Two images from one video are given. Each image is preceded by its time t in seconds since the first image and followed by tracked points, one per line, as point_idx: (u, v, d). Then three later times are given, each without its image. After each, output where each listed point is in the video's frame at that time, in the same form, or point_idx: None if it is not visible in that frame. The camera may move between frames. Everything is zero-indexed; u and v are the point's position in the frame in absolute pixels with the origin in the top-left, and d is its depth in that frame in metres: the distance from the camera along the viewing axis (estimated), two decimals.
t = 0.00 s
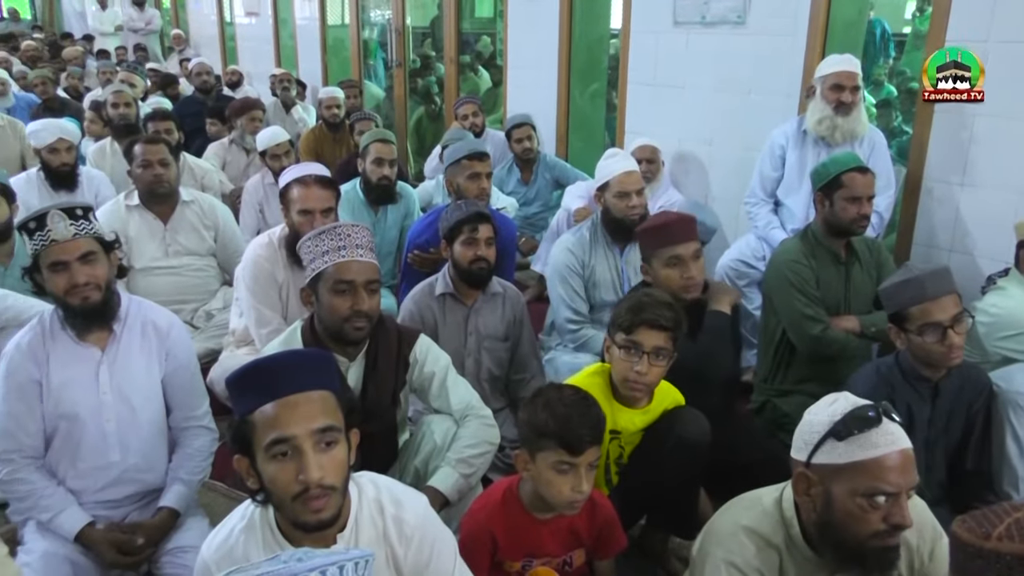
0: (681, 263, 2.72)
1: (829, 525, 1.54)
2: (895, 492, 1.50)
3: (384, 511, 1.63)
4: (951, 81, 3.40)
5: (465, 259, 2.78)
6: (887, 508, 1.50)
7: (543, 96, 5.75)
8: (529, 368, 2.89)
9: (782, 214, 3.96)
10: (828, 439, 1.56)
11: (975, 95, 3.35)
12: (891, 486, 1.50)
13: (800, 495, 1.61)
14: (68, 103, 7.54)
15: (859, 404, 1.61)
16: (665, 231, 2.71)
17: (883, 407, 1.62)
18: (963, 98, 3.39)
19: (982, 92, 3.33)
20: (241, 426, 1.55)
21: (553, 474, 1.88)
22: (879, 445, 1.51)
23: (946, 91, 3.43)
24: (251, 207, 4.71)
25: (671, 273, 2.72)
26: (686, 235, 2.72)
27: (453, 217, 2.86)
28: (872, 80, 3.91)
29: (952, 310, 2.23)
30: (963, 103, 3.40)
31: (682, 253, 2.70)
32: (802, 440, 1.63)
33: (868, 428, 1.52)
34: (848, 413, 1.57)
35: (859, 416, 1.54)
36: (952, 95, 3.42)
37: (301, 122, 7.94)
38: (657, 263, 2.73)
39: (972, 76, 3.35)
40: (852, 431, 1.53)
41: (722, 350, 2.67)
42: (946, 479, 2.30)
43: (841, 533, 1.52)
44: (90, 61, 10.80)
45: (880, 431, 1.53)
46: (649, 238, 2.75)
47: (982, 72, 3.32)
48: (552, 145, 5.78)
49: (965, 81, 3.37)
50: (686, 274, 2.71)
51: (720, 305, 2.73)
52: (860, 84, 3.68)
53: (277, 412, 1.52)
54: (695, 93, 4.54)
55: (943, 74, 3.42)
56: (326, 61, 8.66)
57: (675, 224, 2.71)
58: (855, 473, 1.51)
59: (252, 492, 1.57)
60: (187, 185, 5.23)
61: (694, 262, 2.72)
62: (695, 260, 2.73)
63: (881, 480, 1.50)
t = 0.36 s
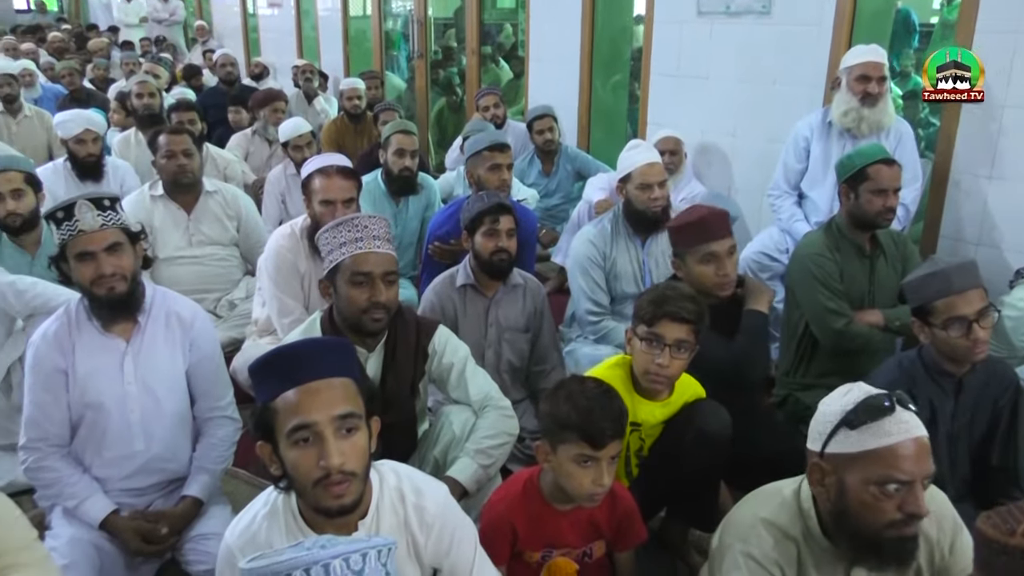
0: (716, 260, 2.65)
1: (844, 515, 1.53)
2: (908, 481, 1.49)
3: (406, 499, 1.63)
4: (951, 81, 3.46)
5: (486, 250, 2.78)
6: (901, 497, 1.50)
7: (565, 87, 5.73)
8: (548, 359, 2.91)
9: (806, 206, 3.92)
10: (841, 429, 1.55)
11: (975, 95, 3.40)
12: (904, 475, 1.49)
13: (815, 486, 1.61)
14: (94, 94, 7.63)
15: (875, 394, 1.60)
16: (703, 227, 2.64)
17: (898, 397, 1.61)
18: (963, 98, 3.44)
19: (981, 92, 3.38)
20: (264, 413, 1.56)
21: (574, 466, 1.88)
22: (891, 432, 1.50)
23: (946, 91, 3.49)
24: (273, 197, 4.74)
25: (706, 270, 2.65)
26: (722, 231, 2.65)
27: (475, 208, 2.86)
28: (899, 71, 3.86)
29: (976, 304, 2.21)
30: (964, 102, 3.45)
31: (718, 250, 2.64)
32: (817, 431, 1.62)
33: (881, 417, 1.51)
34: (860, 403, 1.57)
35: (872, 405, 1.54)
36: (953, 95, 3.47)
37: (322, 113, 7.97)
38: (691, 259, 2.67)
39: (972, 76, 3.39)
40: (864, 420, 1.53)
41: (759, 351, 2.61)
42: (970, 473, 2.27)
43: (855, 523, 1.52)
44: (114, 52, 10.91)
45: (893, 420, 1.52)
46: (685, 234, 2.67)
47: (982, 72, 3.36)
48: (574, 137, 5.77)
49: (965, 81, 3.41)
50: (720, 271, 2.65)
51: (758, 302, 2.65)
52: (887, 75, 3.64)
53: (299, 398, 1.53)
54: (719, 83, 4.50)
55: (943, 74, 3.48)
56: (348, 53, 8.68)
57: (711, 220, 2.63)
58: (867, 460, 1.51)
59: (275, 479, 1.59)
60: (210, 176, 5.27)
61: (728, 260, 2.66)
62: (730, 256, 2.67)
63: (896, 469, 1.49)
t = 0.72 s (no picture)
0: (719, 237, 2.68)
1: (885, 505, 1.52)
2: (952, 470, 1.48)
3: (430, 487, 1.64)
4: (953, 80, 3.61)
5: (510, 239, 2.78)
6: (946, 486, 1.48)
7: (590, 76, 5.70)
8: (573, 348, 2.92)
9: (833, 196, 3.88)
10: (885, 417, 1.54)
11: (974, 94, 3.52)
12: (949, 464, 1.48)
13: (854, 474, 1.60)
14: (123, 83, 7.71)
15: (915, 382, 1.59)
16: (709, 205, 2.66)
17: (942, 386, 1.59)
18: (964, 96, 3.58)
19: (980, 91, 3.49)
20: (290, 398, 1.57)
21: (598, 459, 1.88)
22: (936, 421, 1.49)
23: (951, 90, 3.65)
24: (299, 186, 4.77)
25: (708, 246, 2.68)
26: (727, 210, 2.67)
27: (499, 197, 2.86)
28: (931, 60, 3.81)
29: (1007, 296, 2.17)
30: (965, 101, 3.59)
31: (721, 227, 2.66)
32: (856, 419, 1.61)
33: (925, 405, 1.50)
34: (902, 392, 1.55)
35: (916, 395, 1.52)
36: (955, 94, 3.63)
37: (347, 102, 8.00)
38: (695, 235, 2.69)
39: (971, 76, 3.52)
40: (908, 408, 1.51)
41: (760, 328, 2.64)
42: (1003, 468, 2.23)
43: (898, 515, 1.50)
44: (143, 41, 11.02)
45: (937, 409, 1.51)
46: (690, 210, 2.70)
47: (981, 72, 3.48)
48: (599, 126, 5.74)
49: (965, 80, 3.56)
50: (722, 248, 2.67)
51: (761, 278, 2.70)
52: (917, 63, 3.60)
53: (324, 383, 1.54)
54: (746, 72, 4.46)
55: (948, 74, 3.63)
56: (373, 42, 8.71)
57: (717, 200, 2.66)
58: (911, 451, 1.50)
59: (301, 464, 1.60)
60: (237, 164, 5.31)
61: (732, 237, 2.68)
62: (734, 235, 2.69)
63: (939, 458, 1.48)
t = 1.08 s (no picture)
0: (735, 230, 2.64)
1: (918, 495, 1.51)
2: (988, 459, 1.47)
3: (449, 475, 1.65)
4: (951, 81, 3.56)
5: (534, 234, 2.78)
6: (981, 476, 1.48)
7: (615, 70, 5.67)
8: (596, 344, 2.91)
9: (860, 192, 3.84)
10: (919, 405, 1.53)
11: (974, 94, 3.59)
12: (984, 453, 1.47)
13: (886, 466, 1.58)
14: (151, 78, 7.79)
15: (948, 373, 1.59)
16: (726, 195, 2.62)
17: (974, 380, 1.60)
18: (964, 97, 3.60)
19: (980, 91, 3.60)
20: (312, 385, 1.58)
21: (620, 456, 1.87)
22: (971, 410, 1.49)
23: (947, 91, 3.57)
24: (323, 180, 4.80)
25: (724, 239, 2.65)
26: (745, 203, 2.63)
27: (524, 192, 2.85)
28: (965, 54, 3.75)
29: None
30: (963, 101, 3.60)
31: (737, 220, 2.62)
32: (888, 410, 1.60)
33: (959, 395, 1.50)
34: (934, 383, 1.55)
35: (950, 384, 1.52)
36: (953, 95, 3.59)
37: (372, 97, 8.02)
38: (711, 225, 2.67)
39: (972, 76, 3.57)
40: (944, 397, 1.51)
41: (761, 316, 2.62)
42: None
43: (930, 503, 1.49)
44: (171, 36, 11.13)
45: (971, 399, 1.50)
46: (707, 199, 2.67)
47: (981, 73, 3.57)
48: (623, 122, 5.71)
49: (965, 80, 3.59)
50: (738, 240, 2.64)
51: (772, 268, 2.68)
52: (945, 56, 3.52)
53: (347, 369, 1.55)
54: (772, 67, 4.41)
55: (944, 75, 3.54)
56: (397, 37, 8.73)
57: (739, 189, 2.61)
58: (945, 439, 1.49)
59: (321, 452, 1.61)
60: (262, 158, 5.35)
61: (747, 231, 2.64)
62: (749, 228, 2.65)
63: (974, 446, 1.47)
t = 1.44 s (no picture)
0: (780, 244, 2.62)
1: (942, 498, 1.50)
2: (1014, 462, 1.45)
3: (471, 466, 1.65)
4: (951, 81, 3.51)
5: (560, 238, 2.77)
6: (1006, 478, 1.46)
7: (642, 73, 5.65)
8: (621, 347, 2.89)
9: (892, 196, 3.80)
10: (942, 408, 1.52)
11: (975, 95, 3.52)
12: (1009, 456, 1.45)
13: (910, 469, 1.57)
14: (182, 80, 7.90)
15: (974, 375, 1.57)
16: (775, 208, 2.58)
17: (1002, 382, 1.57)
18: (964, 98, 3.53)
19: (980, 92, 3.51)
20: (338, 377, 1.59)
21: (642, 463, 1.86)
22: (996, 413, 1.47)
23: (947, 91, 3.54)
24: (350, 182, 4.83)
25: (768, 252, 2.62)
26: (793, 217, 2.60)
27: (551, 195, 2.84)
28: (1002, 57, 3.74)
29: None
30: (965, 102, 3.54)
31: (783, 235, 2.60)
32: (913, 412, 1.59)
33: (983, 397, 1.48)
34: (960, 385, 1.52)
35: (974, 385, 1.50)
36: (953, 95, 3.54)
37: (399, 99, 8.06)
38: (755, 237, 2.64)
39: (972, 76, 3.48)
40: (967, 399, 1.49)
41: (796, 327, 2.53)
42: None
43: (954, 506, 1.48)
44: (202, 39, 11.27)
45: (996, 401, 1.49)
46: (753, 211, 2.63)
47: (981, 72, 3.46)
48: (649, 124, 5.69)
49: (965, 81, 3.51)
50: (782, 256, 2.62)
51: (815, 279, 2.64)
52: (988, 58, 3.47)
53: (373, 364, 1.56)
54: (802, 69, 4.38)
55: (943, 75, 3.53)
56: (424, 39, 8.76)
57: (789, 206, 2.58)
58: (971, 442, 1.47)
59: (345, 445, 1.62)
60: (290, 160, 5.40)
61: (792, 245, 2.63)
62: (794, 243, 2.63)
63: (1000, 449, 1.46)
